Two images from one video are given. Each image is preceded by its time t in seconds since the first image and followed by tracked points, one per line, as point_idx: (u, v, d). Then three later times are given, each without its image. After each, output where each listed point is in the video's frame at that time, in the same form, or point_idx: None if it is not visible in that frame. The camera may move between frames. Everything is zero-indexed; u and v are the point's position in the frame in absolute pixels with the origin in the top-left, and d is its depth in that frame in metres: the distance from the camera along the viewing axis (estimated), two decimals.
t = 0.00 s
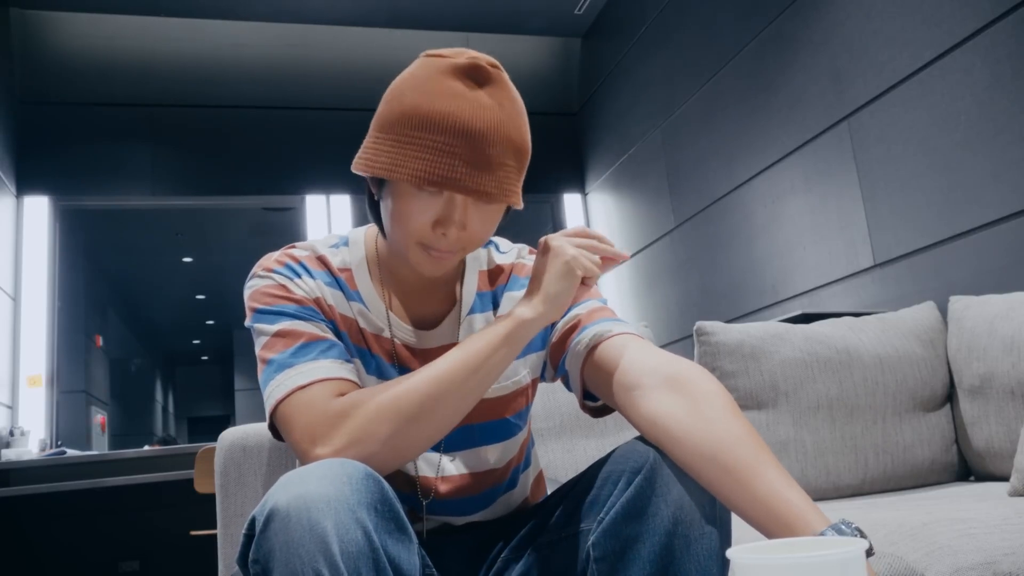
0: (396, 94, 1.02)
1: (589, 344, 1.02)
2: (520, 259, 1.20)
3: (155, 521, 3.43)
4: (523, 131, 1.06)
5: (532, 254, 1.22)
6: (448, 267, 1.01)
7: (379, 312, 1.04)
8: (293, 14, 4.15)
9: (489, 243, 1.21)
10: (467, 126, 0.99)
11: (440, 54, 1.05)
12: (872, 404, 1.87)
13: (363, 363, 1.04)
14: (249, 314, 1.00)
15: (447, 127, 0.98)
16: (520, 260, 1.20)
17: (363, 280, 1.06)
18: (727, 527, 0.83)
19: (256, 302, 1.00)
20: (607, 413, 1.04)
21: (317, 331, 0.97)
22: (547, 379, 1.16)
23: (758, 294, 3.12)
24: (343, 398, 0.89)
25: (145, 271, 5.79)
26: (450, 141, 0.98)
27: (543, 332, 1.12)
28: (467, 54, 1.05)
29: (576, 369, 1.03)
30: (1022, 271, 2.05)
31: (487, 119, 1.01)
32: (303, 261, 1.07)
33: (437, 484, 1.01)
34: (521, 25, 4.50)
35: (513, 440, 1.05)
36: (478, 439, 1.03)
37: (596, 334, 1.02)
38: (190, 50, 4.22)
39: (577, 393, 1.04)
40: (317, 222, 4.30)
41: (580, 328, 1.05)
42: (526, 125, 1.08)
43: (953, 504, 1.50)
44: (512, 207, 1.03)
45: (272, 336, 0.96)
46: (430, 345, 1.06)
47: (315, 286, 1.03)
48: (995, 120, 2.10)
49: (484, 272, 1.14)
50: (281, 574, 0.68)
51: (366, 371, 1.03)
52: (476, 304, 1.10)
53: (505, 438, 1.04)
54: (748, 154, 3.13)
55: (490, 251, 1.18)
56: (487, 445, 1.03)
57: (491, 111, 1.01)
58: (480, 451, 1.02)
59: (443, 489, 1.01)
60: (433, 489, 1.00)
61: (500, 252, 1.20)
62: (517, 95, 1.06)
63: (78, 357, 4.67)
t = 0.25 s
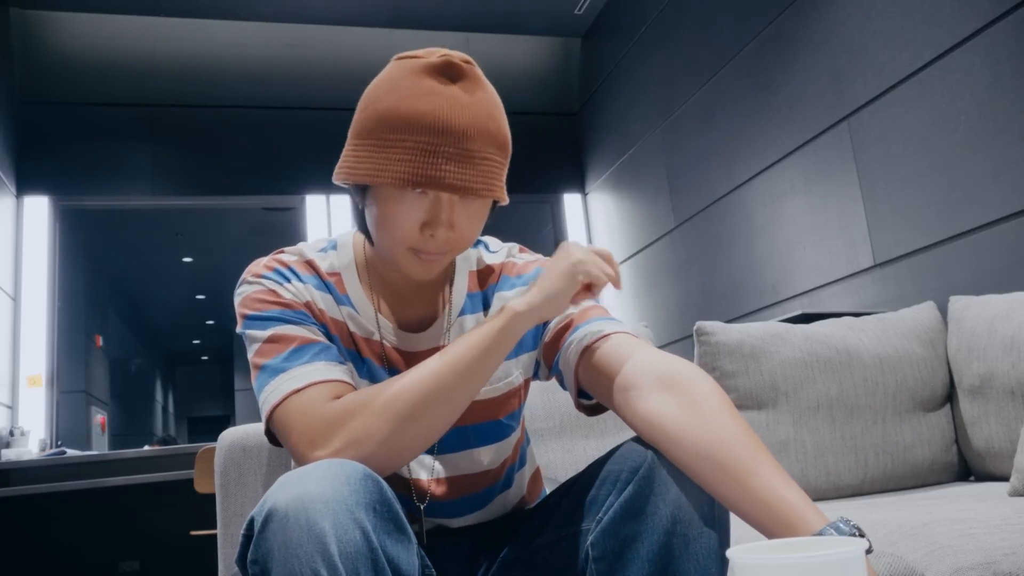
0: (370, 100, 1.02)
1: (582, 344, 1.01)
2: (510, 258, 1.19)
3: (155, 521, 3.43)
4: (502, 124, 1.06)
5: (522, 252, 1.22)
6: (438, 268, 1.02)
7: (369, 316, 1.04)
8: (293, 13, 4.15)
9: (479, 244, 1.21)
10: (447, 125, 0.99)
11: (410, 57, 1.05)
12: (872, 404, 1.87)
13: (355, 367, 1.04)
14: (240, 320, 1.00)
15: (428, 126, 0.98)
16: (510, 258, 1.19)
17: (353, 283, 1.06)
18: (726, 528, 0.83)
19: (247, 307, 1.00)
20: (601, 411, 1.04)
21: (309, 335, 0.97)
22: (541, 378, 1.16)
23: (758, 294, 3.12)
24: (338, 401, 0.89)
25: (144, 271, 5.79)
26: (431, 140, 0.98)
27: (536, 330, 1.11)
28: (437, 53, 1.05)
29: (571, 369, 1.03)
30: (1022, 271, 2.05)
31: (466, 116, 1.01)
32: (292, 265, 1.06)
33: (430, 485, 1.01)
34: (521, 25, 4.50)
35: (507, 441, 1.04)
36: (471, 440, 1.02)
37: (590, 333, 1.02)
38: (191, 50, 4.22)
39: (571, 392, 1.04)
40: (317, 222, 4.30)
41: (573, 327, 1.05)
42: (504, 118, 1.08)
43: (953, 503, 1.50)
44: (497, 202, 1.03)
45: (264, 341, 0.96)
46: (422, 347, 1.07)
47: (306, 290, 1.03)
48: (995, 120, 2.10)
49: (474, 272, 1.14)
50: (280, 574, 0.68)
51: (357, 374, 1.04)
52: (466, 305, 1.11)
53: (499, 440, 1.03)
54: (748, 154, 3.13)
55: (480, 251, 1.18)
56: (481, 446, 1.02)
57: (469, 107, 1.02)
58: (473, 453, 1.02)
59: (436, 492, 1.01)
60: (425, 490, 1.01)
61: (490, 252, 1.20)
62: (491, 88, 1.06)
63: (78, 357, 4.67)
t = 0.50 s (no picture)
0: (331, 102, 1.02)
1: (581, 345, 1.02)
2: (504, 254, 1.19)
3: (155, 521, 3.43)
4: (466, 95, 1.06)
5: (516, 247, 1.22)
6: (434, 254, 1.01)
7: (363, 315, 1.05)
8: (294, 14, 4.15)
9: (473, 239, 1.20)
10: (410, 106, 0.98)
11: (361, 53, 1.05)
12: (872, 404, 1.87)
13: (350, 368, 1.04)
14: (235, 323, 0.99)
15: (392, 110, 0.98)
16: (504, 254, 1.19)
17: (346, 284, 1.06)
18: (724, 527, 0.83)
19: (241, 309, 1.00)
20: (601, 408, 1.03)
21: (303, 336, 0.97)
22: (539, 374, 1.15)
23: (758, 295, 3.12)
24: (333, 402, 0.89)
25: (144, 271, 5.78)
26: (399, 122, 0.97)
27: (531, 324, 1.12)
28: (386, 42, 1.05)
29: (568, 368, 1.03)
30: (1022, 271, 2.05)
31: (428, 92, 1.00)
32: (286, 266, 1.06)
33: (426, 484, 1.01)
34: (521, 25, 4.50)
35: (504, 439, 1.03)
36: (467, 439, 1.01)
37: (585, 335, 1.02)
38: (192, 51, 4.23)
39: (569, 390, 1.04)
40: (317, 222, 4.30)
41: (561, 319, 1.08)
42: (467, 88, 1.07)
43: (953, 504, 1.50)
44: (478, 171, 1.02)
45: (259, 343, 0.96)
46: (416, 346, 1.06)
47: (300, 291, 1.03)
48: (995, 120, 2.10)
49: (467, 268, 1.14)
50: None
51: (353, 375, 1.03)
52: (459, 301, 1.10)
53: (495, 437, 1.02)
54: (749, 154, 3.13)
55: (473, 247, 1.17)
56: (477, 444, 1.01)
57: (429, 83, 1.01)
58: (470, 451, 1.01)
59: (432, 490, 1.01)
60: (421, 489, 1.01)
61: (484, 247, 1.19)
62: (447, 62, 1.06)
63: (78, 357, 4.67)
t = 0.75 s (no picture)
0: (317, 118, 1.03)
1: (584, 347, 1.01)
2: (509, 255, 1.19)
3: (155, 521, 3.43)
4: (449, 92, 1.05)
5: (520, 248, 1.22)
6: (437, 257, 1.02)
7: (367, 315, 1.05)
8: (294, 14, 4.15)
9: (478, 240, 1.20)
10: (395, 112, 0.98)
11: (340, 65, 1.05)
12: (872, 404, 1.87)
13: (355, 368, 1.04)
14: (241, 323, 1.00)
15: (377, 119, 0.98)
16: (509, 255, 1.19)
17: (352, 284, 1.07)
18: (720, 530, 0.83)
19: (247, 310, 1.00)
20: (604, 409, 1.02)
21: (308, 336, 0.97)
22: (542, 376, 1.15)
23: (758, 295, 3.12)
24: (336, 403, 0.89)
25: (144, 271, 5.78)
26: (384, 131, 0.97)
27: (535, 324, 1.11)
28: (362, 50, 1.05)
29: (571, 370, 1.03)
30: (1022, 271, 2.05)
31: (410, 96, 1.00)
32: (292, 267, 1.06)
33: (431, 485, 1.01)
34: (521, 25, 4.50)
35: (507, 440, 1.03)
36: (470, 440, 1.01)
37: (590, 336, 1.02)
38: (192, 51, 4.23)
39: (573, 389, 1.03)
40: (317, 222, 4.30)
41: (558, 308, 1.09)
42: (450, 85, 1.06)
43: (953, 504, 1.50)
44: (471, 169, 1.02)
45: (264, 343, 0.96)
46: (420, 348, 1.06)
47: (305, 292, 1.03)
48: (995, 120, 2.10)
49: (472, 269, 1.14)
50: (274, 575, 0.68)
51: (358, 375, 1.04)
52: (464, 303, 1.10)
53: (499, 439, 1.02)
54: (749, 154, 3.13)
55: (477, 248, 1.17)
56: (481, 445, 1.01)
57: (410, 87, 1.01)
58: (473, 453, 1.01)
59: (438, 491, 1.01)
60: (426, 490, 1.01)
61: (489, 248, 1.19)
62: (427, 62, 1.05)
63: (78, 357, 4.67)
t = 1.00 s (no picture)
0: (323, 128, 1.04)
1: (591, 346, 1.01)
2: (522, 256, 1.18)
3: (155, 521, 3.43)
4: (451, 94, 1.04)
5: (533, 251, 1.21)
6: (446, 259, 1.01)
7: (379, 311, 1.05)
8: (293, 14, 4.15)
9: (491, 241, 1.19)
10: (395, 122, 0.98)
11: (343, 71, 1.05)
12: (872, 404, 1.87)
13: (365, 364, 1.04)
14: (253, 316, 1.00)
15: (378, 129, 0.98)
16: (521, 256, 1.18)
17: (365, 281, 1.06)
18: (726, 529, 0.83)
19: (259, 303, 1.00)
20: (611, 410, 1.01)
21: (317, 332, 0.97)
22: (551, 377, 1.15)
23: (758, 295, 3.12)
24: (342, 401, 0.89)
25: (144, 271, 5.78)
26: (385, 141, 0.97)
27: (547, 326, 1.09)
28: (363, 56, 1.05)
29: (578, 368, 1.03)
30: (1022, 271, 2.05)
31: (410, 104, 1.00)
32: (305, 263, 1.07)
33: (440, 484, 1.01)
34: (521, 25, 4.50)
35: (515, 440, 1.03)
36: (479, 440, 1.02)
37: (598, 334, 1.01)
38: (192, 51, 4.23)
39: (580, 390, 1.03)
40: (317, 222, 4.29)
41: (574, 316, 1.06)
42: (453, 86, 1.06)
43: (953, 504, 1.50)
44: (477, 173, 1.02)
45: (273, 337, 0.97)
46: (431, 347, 1.06)
47: (317, 288, 1.03)
48: (995, 120, 2.10)
49: (485, 270, 1.13)
50: None
51: (368, 372, 1.03)
52: (476, 303, 1.09)
53: (508, 438, 1.03)
54: (749, 154, 3.13)
55: (491, 249, 1.16)
56: (489, 444, 1.02)
57: (409, 94, 1.00)
58: (482, 452, 1.02)
59: (447, 490, 1.01)
60: (436, 489, 1.01)
61: (502, 249, 1.18)
62: (428, 64, 1.05)
63: (78, 357, 4.67)
